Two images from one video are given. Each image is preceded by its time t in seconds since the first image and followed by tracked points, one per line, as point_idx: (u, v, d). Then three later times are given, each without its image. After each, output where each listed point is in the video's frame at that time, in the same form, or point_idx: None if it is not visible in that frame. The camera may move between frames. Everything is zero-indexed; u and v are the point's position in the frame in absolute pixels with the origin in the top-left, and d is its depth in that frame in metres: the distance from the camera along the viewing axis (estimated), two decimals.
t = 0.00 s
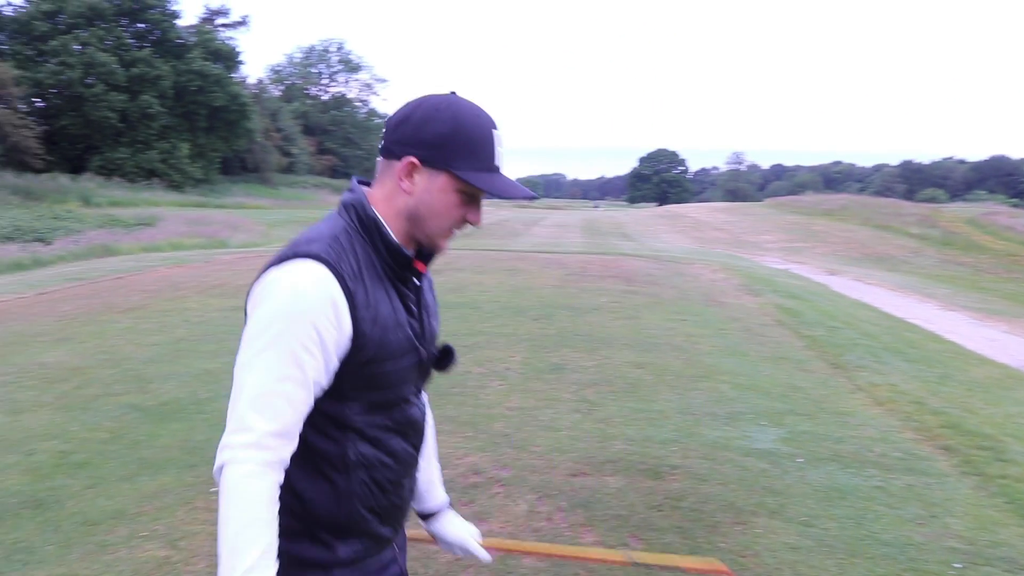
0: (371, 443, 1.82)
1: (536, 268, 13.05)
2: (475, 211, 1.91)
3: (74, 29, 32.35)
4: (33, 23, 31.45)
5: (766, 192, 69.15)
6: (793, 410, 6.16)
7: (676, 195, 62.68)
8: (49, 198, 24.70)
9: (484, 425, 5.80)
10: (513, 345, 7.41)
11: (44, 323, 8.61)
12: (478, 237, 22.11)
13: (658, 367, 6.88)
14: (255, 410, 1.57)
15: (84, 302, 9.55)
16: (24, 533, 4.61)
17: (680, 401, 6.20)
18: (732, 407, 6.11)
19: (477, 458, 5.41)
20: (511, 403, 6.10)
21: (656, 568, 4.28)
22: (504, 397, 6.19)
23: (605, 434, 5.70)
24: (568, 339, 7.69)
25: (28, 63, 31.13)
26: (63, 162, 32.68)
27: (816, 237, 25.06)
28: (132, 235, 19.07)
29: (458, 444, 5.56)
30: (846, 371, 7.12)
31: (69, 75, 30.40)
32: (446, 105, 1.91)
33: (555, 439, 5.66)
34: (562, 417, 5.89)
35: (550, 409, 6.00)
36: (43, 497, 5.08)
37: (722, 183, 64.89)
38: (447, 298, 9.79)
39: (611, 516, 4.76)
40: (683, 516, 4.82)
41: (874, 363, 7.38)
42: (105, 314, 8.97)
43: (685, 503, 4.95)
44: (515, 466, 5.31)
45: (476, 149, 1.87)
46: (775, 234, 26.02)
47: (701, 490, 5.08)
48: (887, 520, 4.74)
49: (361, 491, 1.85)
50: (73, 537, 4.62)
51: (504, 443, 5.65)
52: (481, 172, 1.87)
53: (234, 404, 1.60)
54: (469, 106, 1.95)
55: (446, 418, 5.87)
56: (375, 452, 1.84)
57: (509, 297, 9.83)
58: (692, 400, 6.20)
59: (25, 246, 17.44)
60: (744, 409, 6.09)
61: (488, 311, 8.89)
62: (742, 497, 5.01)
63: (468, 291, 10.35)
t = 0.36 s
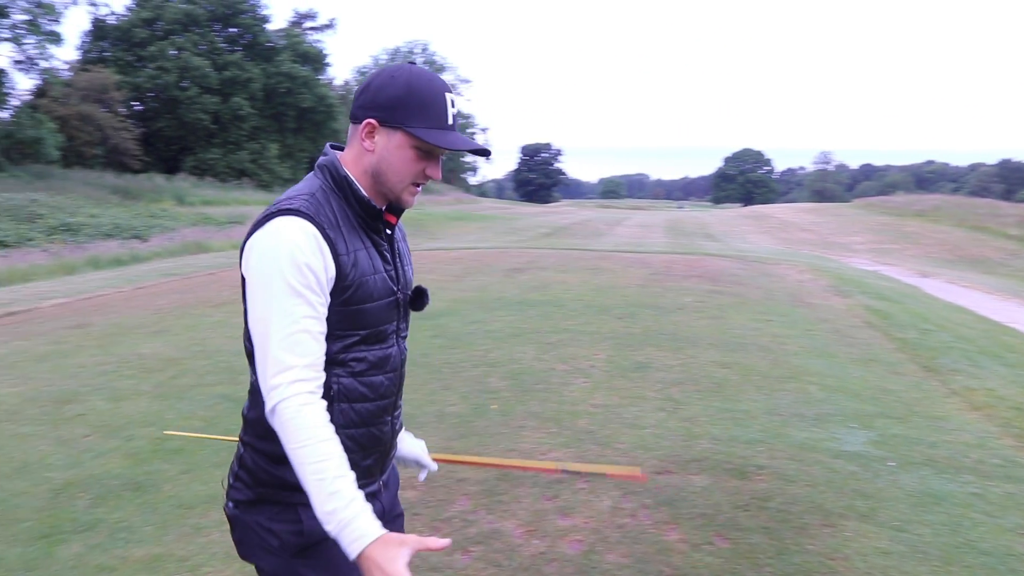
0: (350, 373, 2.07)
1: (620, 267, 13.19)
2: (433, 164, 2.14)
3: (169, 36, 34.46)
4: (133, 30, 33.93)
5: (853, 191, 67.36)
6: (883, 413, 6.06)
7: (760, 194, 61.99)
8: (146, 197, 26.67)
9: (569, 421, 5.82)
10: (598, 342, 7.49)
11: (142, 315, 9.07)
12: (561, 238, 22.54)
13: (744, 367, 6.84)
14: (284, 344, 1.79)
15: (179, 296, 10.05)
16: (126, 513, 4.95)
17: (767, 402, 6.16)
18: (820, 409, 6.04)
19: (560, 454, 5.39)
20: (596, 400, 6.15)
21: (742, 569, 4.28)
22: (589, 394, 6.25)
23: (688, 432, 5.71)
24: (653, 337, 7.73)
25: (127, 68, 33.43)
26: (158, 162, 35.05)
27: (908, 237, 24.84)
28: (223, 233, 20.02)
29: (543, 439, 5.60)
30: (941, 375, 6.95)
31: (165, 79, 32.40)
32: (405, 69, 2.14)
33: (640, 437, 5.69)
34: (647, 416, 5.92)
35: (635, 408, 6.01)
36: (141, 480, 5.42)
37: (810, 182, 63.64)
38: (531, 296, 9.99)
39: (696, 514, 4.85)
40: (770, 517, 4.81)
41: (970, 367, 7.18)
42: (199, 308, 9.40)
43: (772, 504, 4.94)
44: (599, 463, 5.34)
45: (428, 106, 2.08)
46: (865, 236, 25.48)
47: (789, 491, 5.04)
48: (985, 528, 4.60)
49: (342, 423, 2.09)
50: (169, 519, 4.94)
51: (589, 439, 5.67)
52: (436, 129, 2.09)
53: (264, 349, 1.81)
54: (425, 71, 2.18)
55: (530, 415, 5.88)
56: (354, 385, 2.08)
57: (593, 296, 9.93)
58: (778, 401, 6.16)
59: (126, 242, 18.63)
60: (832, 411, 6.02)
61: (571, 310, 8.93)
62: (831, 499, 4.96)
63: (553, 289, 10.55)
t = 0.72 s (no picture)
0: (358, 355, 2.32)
1: (708, 266, 13.25)
2: (451, 182, 2.35)
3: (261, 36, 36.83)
4: (227, 32, 36.24)
5: (950, 190, 65.40)
6: (984, 419, 5.83)
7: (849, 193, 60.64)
8: (237, 194, 28.01)
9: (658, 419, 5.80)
10: (686, 340, 7.51)
11: (235, 308, 9.52)
12: (644, 237, 22.68)
13: (837, 367, 6.74)
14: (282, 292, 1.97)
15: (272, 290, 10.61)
16: (221, 499, 5.16)
17: (860, 403, 6.05)
18: (917, 412, 5.88)
19: (650, 450, 5.56)
20: (685, 398, 6.14)
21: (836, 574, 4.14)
22: (676, 392, 6.25)
23: (780, 432, 5.61)
24: (742, 335, 7.73)
25: (221, 70, 35.83)
26: (249, 159, 37.53)
27: (1010, 237, 24.05)
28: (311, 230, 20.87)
29: (631, 437, 5.76)
30: None
31: (256, 80, 34.40)
32: (437, 91, 2.34)
33: (729, 435, 5.64)
34: (736, 414, 5.87)
35: (724, 407, 5.97)
36: (235, 468, 5.61)
37: (901, 181, 62.38)
38: (617, 295, 10.11)
39: (789, 515, 4.70)
40: (866, 521, 4.63)
41: None
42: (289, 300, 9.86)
43: (868, 508, 4.76)
44: (688, 460, 5.38)
45: (452, 130, 2.28)
46: (962, 235, 24.72)
47: (885, 495, 4.86)
48: None
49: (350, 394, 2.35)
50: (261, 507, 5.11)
51: (677, 437, 5.70)
52: (457, 154, 2.29)
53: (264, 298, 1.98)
54: (459, 97, 2.38)
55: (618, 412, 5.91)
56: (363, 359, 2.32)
57: (680, 294, 10.08)
58: (871, 403, 6.04)
59: (219, 238, 19.52)
60: (930, 414, 5.85)
61: (659, 308, 9.07)
62: (930, 504, 4.76)
63: (639, 288, 10.74)
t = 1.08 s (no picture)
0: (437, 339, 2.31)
1: (765, 267, 13.40)
2: (546, 191, 2.39)
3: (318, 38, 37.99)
4: (285, 34, 37.10)
5: (1016, 190, 63.95)
6: None
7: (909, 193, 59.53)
8: (294, 193, 28.71)
9: (714, 417, 5.76)
10: (744, 339, 7.65)
11: (293, 306, 9.84)
12: (700, 236, 22.69)
13: (898, 367, 6.69)
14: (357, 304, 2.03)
15: (324, 287, 11.11)
16: (278, 491, 4.92)
17: (924, 404, 5.91)
18: (984, 414, 5.66)
19: (708, 450, 5.28)
20: (743, 397, 6.10)
21: None
22: (735, 391, 6.22)
23: (842, 434, 5.39)
24: (803, 335, 7.84)
25: (279, 70, 36.66)
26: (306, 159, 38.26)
27: None
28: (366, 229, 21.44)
29: (689, 435, 5.49)
30: None
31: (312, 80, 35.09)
32: (531, 108, 2.36)
33: (789, 435, 5.44)
34: (795, 415, 5.75)
35: (783, 407, 5.90)
36: (293, 460, 5.37)
37: (963, 181, 61.60)
38: (673, 295, 10.22)
39: (850, 517, 4.37)
40: (933, 524, 4.27)
41: None
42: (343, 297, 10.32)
43: (933, 511, 4.39)
44: (746, 460, 5.11)
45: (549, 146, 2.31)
46: None
47: (952, 498, 4.50)
48: None
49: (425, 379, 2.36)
50: (318, 499, 4.91)
51: (734, 436, 5.50)
52: (553, 166, 2.34)
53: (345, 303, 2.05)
54: (550, 112, 2.41)
55: (676, 410, 5.88)
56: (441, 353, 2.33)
57: (738, 293, 10.32)
58: (934, 403, 5.90)
59: (275, 237, 19.96)
60: (999, 417, 5.62)
61: (716, 306, 9.37)
62: (1000, 509, 4.37)
63: (695, 286, 11.02)
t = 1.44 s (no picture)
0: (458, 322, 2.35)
1: (771, 266, 13.41)
2: (570, 189, 2.39)
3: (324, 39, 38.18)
4: (292, 35, 37.11)
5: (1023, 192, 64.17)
6: None
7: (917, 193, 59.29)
8: (300, 194, 28.81)
9: (721, 416, 5.73)
10: (751, 338, 7.64)
11: (299, 305, 9.88)
12: (707, 236, 22.69)
13: (905, 366, 6.68)
14: (443, 302, 2.08)
15: (329, 288, 11.11)
16: (283, 488, 4.91)
17: (932, 402, 5.87)
18: (991, 413, 5.63)
19: (714, 447, 5.25)
20: (749, 396, 6.08)
21: None
22: (741, 390, 6.21)
23: (850, 433, 5.34)
24: (810, 334, 7.81)
25: (285, 71, 36.75)
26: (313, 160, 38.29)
27: None
28: (371, 229, 21.51)
29: (695, 433, 5.47)
30: None
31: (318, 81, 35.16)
32: (566, 108, 2.34)
33: (795, 433, 5.40)
34: (802, 413, 5.72)
35: (790, 405, 5.87)
36: (298, 458, 5.36)
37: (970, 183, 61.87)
38: (679, 294, 10.22)
39: (858, 515, 4.29)
40: (941, 523, 4.19)
41: None
42: (350, 297, 10.34)
43: (942, 509, 4.31)
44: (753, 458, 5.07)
45: (579, 145, 2.30)
46: None
47: (961, 497, 4.42)
48: None
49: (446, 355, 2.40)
50: (323, 495, 4.90)
51: (741, 434, 5.46)
52: (580, 167, 2.31)
53: (428, 304, 2.09)
54: (585, 115, 2.39)
55: (681, 409, 5.86)
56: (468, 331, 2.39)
57: (744, 292, 10.30)
58: (941, 402, 5.86)
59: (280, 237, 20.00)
60: (1006, 415, 5.59)
61: (722, 305, 9.35)
62: (1010, 507, 4.29)
63: (701, 285, 11.02)
